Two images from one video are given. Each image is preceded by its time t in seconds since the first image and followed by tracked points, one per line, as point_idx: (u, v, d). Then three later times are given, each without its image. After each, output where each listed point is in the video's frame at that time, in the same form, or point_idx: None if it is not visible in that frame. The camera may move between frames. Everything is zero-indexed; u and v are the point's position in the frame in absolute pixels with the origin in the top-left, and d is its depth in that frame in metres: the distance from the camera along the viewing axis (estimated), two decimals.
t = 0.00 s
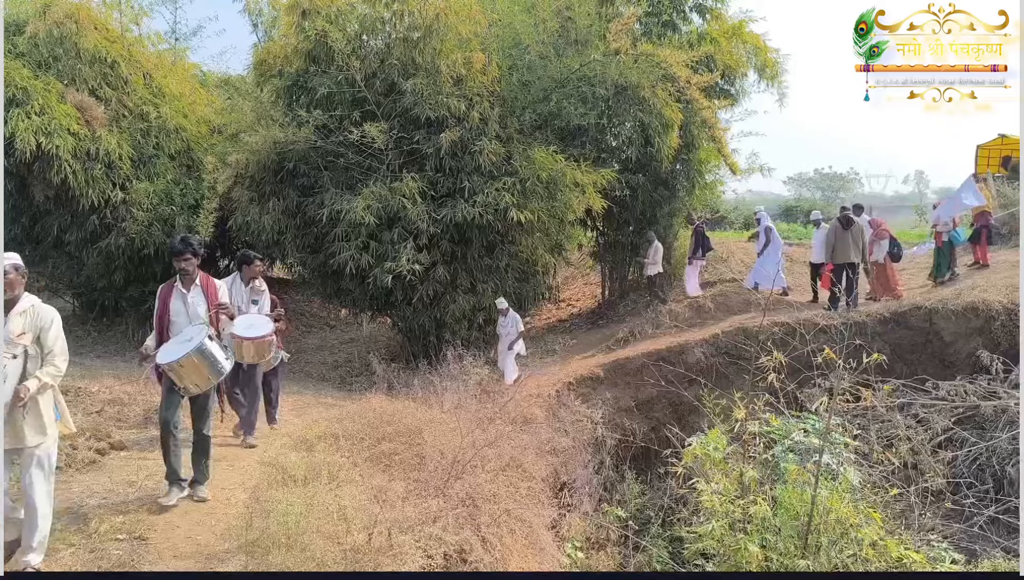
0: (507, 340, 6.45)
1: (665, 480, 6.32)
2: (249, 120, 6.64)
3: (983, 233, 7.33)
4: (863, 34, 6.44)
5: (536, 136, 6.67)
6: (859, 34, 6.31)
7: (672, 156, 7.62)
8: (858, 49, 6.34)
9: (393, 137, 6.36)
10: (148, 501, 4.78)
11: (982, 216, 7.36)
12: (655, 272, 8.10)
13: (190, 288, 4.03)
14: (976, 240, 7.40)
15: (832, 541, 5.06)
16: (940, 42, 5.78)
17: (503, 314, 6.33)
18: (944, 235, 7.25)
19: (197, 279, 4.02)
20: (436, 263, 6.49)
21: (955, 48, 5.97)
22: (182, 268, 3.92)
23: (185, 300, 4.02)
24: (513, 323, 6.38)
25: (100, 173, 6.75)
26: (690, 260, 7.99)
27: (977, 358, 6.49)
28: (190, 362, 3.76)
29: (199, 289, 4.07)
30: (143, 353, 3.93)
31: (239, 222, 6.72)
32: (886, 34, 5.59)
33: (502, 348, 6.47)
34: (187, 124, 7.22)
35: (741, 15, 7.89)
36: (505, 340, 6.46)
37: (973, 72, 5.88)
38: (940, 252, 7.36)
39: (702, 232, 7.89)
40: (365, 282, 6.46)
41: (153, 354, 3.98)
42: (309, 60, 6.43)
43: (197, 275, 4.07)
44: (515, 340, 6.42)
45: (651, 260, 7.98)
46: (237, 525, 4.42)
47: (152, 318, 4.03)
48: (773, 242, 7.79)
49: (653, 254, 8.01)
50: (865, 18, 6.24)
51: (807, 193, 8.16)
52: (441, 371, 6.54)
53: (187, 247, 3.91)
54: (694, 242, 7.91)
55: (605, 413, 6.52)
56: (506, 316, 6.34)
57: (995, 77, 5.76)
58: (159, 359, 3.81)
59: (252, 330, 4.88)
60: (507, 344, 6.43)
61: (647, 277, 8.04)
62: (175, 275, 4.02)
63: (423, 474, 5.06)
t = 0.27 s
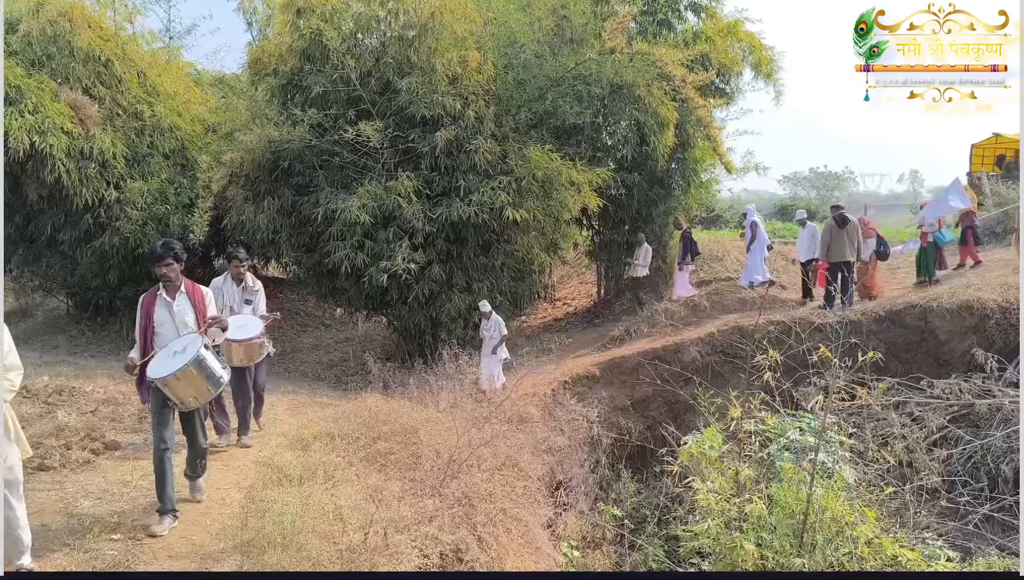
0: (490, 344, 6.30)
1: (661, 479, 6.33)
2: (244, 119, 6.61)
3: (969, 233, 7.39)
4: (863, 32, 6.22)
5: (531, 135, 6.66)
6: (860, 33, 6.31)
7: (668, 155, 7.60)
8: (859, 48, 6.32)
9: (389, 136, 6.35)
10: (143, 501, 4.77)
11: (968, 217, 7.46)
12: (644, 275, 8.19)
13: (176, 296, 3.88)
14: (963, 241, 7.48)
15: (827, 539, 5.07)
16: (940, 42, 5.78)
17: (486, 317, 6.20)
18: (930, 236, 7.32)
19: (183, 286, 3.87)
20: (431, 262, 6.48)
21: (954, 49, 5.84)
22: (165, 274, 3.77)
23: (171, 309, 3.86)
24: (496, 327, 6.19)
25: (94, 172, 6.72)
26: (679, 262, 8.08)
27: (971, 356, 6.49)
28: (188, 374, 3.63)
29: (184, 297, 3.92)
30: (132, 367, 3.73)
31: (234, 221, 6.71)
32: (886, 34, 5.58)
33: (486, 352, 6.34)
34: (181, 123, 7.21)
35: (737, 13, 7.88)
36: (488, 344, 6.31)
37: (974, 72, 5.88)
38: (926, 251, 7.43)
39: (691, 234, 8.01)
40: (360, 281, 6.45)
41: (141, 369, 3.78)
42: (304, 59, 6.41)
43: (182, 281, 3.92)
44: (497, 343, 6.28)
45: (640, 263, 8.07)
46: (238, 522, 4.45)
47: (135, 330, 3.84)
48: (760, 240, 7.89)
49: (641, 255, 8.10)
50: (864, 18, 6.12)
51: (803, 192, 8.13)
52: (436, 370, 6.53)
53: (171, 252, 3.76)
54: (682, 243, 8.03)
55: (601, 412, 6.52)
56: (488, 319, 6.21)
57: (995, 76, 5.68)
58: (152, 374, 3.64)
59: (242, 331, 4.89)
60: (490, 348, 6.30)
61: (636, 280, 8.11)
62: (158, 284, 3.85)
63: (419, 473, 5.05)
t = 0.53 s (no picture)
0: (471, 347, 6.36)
1: (657, 477, 6.34)
2: (239, 117, 6.59)
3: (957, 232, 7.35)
4: (863, 32, 5.90)
5: (527, 134, 6.65)
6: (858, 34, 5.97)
7: (663, 153, 7.57)
8: (857, 49, 5.98)
9: (384, 134, 6.35)
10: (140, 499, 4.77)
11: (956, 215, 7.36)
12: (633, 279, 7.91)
13: (168, 292, 3.87)
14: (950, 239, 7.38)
15: (822, 537, 5.09)
16: (938, 41, 5.67)
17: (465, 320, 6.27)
18: (914, 235, 7.35)
19: (176, 281, 3.88)
20: (427, 261, 6.48)
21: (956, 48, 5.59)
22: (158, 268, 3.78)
23: (163, 305, 3.86)
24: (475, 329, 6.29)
25: (89, 171, 6.77)
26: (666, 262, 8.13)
27: (965, 353, 6.51)
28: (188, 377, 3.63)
29: (176, 292, 3.92)
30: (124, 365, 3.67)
31: (228, 220, 6.69)
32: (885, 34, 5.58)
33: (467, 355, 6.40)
34: (176, 121, 7.18)
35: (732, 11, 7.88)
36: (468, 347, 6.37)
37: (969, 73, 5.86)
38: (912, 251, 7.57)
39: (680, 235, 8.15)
40: (356, 279, 6.46)
41: (130, 369, 3.72)
42: (299, 57, 6.41)
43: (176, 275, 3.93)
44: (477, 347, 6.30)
45: (630, 265, 7.77)
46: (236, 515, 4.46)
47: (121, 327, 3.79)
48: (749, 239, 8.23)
49: (630, 260, 7.78)
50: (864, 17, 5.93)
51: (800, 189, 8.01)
52: (432, 368, 6.51)
53: (164, 246, 3.77)
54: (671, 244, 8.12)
55: (597, 410, 6.53)
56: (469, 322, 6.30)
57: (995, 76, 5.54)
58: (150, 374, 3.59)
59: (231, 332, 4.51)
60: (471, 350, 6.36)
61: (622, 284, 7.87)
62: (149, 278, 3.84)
63: (414, 472, 5.06)
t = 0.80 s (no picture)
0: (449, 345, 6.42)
1: (652, 473, 6.34)
2: (234, 113, 6.61)
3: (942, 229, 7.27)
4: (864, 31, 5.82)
5: (522, 130, 6.67)
6: (860, 35, 6.69)
7: (658, 150, 7.59)
8: (859, 49, 6.56)
9: (379, 131, 6.34)
10: (133, 497, 4.75)
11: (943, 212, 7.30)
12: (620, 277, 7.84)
13: (172, 298, 3.31)
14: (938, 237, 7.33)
15: (817, 532, 5.09)
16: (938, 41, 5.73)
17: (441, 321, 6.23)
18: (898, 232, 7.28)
19: (181, 286, 3.32)
20: (422, 257, 6.47)
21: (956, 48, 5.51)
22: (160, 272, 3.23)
23: (165, 313, 3.29)
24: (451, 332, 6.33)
25: (83, 167, 6.68)
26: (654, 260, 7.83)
27: (959, 349, 6.46)
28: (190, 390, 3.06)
29: (181, 299, 3.36)
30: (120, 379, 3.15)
31: (223, 216, 6.71)
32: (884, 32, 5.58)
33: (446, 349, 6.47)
34: (171, 117, 7.22)
35: (726, 8, 7.87)
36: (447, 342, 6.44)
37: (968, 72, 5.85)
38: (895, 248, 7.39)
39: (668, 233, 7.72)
40: (351, 276, 6.44)
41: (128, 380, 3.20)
42: (294, 54, 6.41)
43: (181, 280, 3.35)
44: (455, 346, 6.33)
45: (616, 263, 7.68)
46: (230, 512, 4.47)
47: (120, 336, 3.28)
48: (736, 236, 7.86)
49: (618, 257, 7.72)
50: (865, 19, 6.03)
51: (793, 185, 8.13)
52: (427, 365, 6.52)
53: (169, 248, 3.22)
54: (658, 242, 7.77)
55: (592, 406, 6.52)
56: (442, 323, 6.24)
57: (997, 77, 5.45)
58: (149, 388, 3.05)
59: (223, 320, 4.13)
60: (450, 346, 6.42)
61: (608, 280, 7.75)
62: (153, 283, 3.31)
63: (410, 468, 5.05)
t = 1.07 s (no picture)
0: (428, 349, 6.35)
1: (647, 470, 6.35)
2: (229, 111, 6.63)
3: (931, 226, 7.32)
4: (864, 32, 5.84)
5: (518, 128, 6.66)
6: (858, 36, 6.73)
7: (654, 147, 7.60)
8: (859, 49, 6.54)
9: (375, 128, 6.33)
10: (129, 495, 4.75)
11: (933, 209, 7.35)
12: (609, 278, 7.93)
13: (170, 296, 3.15)
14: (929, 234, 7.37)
15: (812, 528, 5.12)
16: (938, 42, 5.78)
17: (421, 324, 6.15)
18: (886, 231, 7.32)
19: (180, 284, 3.16)
20: (418, 255, 6.46)
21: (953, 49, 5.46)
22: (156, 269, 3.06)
23: (164, 312, 3.13)
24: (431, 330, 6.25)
25: (77, 165, 6.65)
26: (643, 259, 7.83)
27: (954, 345, 6.49)
28: (191, 398, 2.91)
29: (179, 295, 3.19)
30: (119, 384, 3.00)
31: (219, 214, 6.70)
32: (883, 31, 5.59)
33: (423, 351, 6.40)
34: (166, 115, 7.19)
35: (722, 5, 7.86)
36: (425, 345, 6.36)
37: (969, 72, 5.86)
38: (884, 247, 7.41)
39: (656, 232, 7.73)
40: (347, 274, 6.44)
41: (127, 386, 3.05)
42: (288, 51, 6.40)
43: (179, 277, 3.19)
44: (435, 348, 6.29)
45: (605, 264, 7.80)
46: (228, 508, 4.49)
47: (118, 337, 3.12)
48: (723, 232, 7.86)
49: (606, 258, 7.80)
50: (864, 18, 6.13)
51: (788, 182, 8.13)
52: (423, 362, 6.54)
53: (164, 244, 3.05)
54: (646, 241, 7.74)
55: (588, 403, 6.53)
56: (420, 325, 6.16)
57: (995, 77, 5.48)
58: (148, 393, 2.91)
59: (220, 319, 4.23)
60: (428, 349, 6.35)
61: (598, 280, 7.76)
62: (150, 280, 3.14)
63: (406, 465, 5.05)
